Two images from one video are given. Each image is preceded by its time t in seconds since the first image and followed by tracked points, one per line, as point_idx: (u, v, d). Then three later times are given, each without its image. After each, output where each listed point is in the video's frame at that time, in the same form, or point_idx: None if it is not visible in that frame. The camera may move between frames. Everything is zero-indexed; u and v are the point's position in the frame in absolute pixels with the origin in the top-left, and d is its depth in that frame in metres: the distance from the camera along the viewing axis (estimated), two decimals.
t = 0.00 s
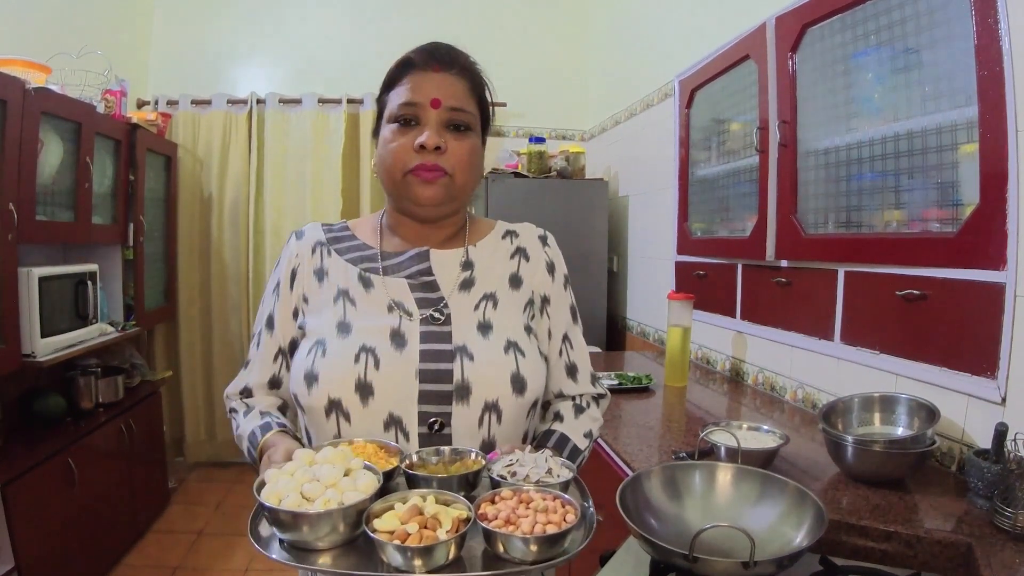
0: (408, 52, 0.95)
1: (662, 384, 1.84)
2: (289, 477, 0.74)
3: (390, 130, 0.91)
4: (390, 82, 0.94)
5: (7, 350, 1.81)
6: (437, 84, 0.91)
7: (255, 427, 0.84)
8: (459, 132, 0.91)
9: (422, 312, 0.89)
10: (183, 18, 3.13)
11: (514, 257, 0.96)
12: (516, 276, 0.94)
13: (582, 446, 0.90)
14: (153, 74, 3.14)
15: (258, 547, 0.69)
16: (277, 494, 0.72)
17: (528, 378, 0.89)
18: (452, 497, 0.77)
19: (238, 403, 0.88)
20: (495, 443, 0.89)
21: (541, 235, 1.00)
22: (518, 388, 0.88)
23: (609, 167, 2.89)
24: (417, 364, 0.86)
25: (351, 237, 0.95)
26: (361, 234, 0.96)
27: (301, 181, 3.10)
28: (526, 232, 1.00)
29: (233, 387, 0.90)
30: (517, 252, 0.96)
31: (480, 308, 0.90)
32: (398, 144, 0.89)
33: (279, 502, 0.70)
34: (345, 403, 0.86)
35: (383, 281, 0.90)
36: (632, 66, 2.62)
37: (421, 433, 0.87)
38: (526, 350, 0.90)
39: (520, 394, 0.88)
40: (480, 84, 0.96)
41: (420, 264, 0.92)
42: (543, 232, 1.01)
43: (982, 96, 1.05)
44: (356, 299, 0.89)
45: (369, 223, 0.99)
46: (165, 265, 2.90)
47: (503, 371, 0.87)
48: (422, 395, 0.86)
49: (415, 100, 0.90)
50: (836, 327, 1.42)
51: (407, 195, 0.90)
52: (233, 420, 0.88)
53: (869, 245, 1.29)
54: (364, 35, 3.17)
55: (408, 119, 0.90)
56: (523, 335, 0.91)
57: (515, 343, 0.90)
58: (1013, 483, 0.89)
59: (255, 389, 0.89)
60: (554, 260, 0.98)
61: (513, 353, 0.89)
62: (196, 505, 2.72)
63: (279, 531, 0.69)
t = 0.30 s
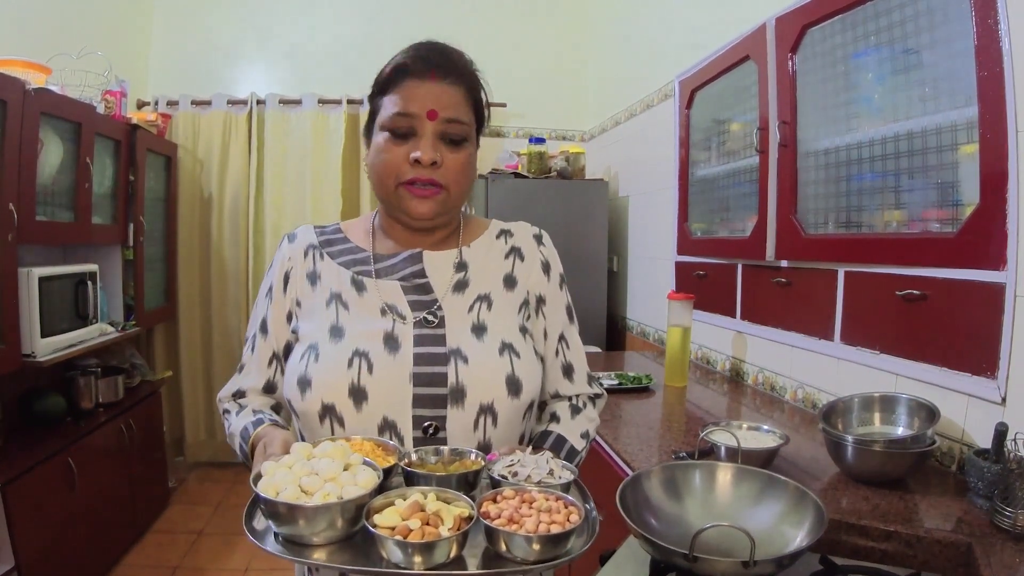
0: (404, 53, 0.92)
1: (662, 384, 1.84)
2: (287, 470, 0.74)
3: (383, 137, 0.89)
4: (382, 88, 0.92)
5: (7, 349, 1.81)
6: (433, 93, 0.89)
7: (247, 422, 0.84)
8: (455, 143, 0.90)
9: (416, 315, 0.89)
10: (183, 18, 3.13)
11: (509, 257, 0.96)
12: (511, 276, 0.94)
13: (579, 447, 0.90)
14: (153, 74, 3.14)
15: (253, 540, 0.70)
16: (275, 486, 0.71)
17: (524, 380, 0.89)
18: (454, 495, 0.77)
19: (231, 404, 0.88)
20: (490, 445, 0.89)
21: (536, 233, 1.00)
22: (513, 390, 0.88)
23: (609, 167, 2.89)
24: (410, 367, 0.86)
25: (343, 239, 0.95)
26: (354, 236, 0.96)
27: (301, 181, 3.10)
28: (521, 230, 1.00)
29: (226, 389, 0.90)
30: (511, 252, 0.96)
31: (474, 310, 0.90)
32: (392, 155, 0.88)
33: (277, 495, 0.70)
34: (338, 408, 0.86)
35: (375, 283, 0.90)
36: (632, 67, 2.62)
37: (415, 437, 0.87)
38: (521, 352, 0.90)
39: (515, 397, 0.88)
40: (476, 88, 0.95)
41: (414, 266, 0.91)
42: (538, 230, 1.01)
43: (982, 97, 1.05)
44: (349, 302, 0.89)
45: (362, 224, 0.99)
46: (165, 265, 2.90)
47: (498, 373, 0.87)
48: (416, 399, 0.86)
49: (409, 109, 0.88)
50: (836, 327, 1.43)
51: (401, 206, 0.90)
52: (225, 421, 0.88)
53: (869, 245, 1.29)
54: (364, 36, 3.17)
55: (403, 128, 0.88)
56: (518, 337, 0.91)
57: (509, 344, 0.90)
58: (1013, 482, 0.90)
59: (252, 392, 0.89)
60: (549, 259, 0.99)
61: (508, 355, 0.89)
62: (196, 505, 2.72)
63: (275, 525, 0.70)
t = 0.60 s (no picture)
0: (413, 58, 0.87)
1: (662, 384, 1.84)
2: (285, 482, 0.73)
3: (390, 150, 0.87)
4: (389, 94, 0.87)
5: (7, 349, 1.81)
6: (445, 109, 0.86)
7: (244, 430, 0.84)
8: (464, 159, 0.89)
9: (412, 324, 0.88)
10: (183, 18, 3.12)
11: (506, 261, 0.96)
12: (508, 282, 0.94)
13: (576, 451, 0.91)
14: (153, 74, 3.14)
15: (253, 555, 0.70)
16: (275, 499, 0.70)
17: (521, 389, 0.89)
18: (457, 503, 0.77)
19: (226, 411, 0.88)
20: (489, 454, 0.89)
21: (534, 235, 1.00)
22: (511, 402, 0.89)
23: (609, 167, 2.89)
24: (406, 377, 0.86)
25: (337, 242, 0.95)
26: (348, 238, 0.96)
27: (301, 181, 3.10)
28: (518, 232, 1.00)
29: (220, 396, 0.90)
30: (508, 255, 0.96)
31: (471, 318, 0.90)
32: (400, 171, 0.86)
33: (278, 507, 0.69)
34: (334, 421, 0.86)
35: (369, 291, 0.90)
36: (632, 67, 2.62)
37: (412, 448, 0.87)
38: (519, 360, 0.91)
39: (513, 406, 0.89)
40: (485, 97, 0.92)
41: (409, 273, 0.91)
42: (536, 232, 1.01)
43: (982, 97, 1.05)
44: (344, 310, 0.89)
45: (355, 226, 0.98)
46: (165, 265, 2.90)
47: (496, 381, 0.88)
48: (413, 411, 0.86)
49: (420, 124, 0.86)
50: (836, 327, 1.42)
51: (406, 221, 0.89)
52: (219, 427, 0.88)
53: (869, 245, 1.29)
54: (364, 36, 3.17)
55: (412, 143, 0.86)
56: (515, 345, 0.91)
57: (508, 353, 0.90)
58: (1014, 483, 0.90)
59: (248, 399, 0.89)
60: (546, 262, 0.99)
61: (505, 364, 0.89)
62: (196, 505, 2.72)
63: (274, 538, 0.70)
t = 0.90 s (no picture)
0: (402, 47, 0.90)
1: (661, 384, 1.84)
2: (286, 494, 0.73)
3: (378, 135, 0.88)
4: (380, 81, 0.90)
5: (7, 349, 1.82)
6: (432, 92, 0.87)
7: (241, 438, 0.84)
8: (453, 144, 0.89)
9: (410, 328, 0.88)
10: (182, 17, 3.12)
11: (504, 262, 0.96)
12: (506, 283, 0.94)
13: (575, 452, 0.91)
14: (153, 73, 3.14)
15: (255, 567, 0.69)
16: (276, 510, 0.71)
17: (521, 393, 0.89)
18: (462, 510, 0.77)
19: (221, 416, 0.88)
20: (489, 459, 0.89)
21: (532, 235, 1.00)
22: (510, 405, 0.89)
23: (609, 167, 2.89)
24: (405, 382, 0.86)
25: (332, 243, 0.95)
26: (343, 240, 0.96)
27: (301, 181, 3.10)
28: (517, 233, 1.00)
29: (215, 402, 0.89)
30: (507, 256, 0.96)
31: (469, 320, 0.90)
32: (386, 153, 0.86)
33: (279, 519, 0.69)
34: (332, 427, 0.86)
35: (366, 293, 0.90)
36: (632, 67, 2.62)
37: (411, 454, 0.87)
38: (518, 362, 0.91)
39: (512, 410, 0.89)
40: (478, 87, 0.94)
41: (406, 275, 0.91)
42: (534, 232, 1.01)
43: (982, 97, 1.05)
44: (340, 314, 0.89)
45: (351, 229, 0.98)
46: (165, 265, 2.90)
47: (495, 384, 0.88)
48: (411, 416, 0.86)
49: (407, 107, 0.87)
50: (836, 327, 1.42)
51: (393, 207, 0.89)
52: (215, 434, 0.87)
53: (869, 245, 1.29)
54: (364, 35, 3.17)
55: (399, 126, 0.87)
56: (514, 347, 0.91)
57: (507, 355, 0.90)
58: (1013, 483, 0.90)
59: (244, 404, 0.89)
60: (545, 263, 0.99)
61: (504, 366, 0.89)
62: (196, 505, 2.72)
63: (276, 551, 0.69)
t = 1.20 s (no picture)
0: (391, 43, 0.91)
1: (661, 384, 1.84)
2: (287, 489, 0.74)
3: (371, 129, 0.88)
4: (370, 76, 0.91)
5: (7, 349, 1.82)
6: (422, 82, 0.88)
7: (242, 439, 0.84)
8: (445, 133, 0.90)
9: (410, 326, 0.88)
10: (182, 17, 3.12)
11: (502, 260, 0.96)
12: (505, 281, 0.94)
13: (575, 449, 0.91)
14: (153, 74, 3.14)
15: (258, 563, 0.69)
16: (277, 505, 0.71)
17: (521, 390, 0.89)
18: (463, 502, 0.77)
19: (221, 418, 0.87)
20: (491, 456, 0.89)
21: (530, 234, 1.00)
22: (511, 402, 0.89)
23: (608, 167, 2.89)
24: (405, 381, 0.86)
25: (330, 243, 0.95)
26: (341, 240, 0.96)
27: (301, 181, 3.10)
28: (515, 232, 1.00)
29: (215, 403, 0.89)
30: (505, 254, 0.96)
31: (469, 318, 0.90)
32: (378, 145, 0.87)
33: (280, 514, 0.70)
34: (333, 426, 0.86)
35: (365, 292, 0.90)
36: (632, 67, 2.62)
37: (413, 452, 0.87)
38: (518, 360, 0.91)
39: (513, 407, 0.89)
40: (468, 78, 0.94)
41: (405, 273, 0.91)
42: (531, 230, 1.01)
43: (982, 97, 1.05)
44: (340, 314, 0.89)
45: (349, 229, 0.98)
46: (165, 265, 2.90)
47: (495, 383, 0.88)
48: (412, 414, 0.86)
49: (398, 98, 0.88)
50: (836, 327, 1.42)
51: (387, 199, 0.88)
52: (215, 436, 0.87)
53: (869, 245, 1.29)
54: (364, 35, 3.18)
55: (390, 117, 0.88)
56: (514, 345, 0.91)
57: (506, 353, 0.90)
58: (1013, 483, 0.90)
59: (244, 406, 0.89)
60: (543, 261, 0.99)
61: (504, 364, 0.89)
62: (196, 505, 2.72)
63: (278, 546, 0.69)
